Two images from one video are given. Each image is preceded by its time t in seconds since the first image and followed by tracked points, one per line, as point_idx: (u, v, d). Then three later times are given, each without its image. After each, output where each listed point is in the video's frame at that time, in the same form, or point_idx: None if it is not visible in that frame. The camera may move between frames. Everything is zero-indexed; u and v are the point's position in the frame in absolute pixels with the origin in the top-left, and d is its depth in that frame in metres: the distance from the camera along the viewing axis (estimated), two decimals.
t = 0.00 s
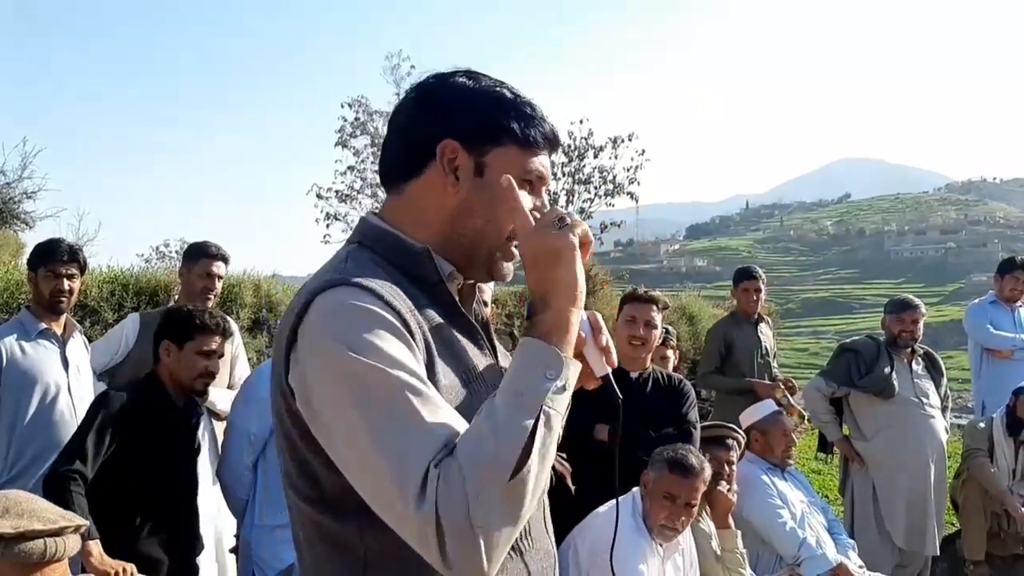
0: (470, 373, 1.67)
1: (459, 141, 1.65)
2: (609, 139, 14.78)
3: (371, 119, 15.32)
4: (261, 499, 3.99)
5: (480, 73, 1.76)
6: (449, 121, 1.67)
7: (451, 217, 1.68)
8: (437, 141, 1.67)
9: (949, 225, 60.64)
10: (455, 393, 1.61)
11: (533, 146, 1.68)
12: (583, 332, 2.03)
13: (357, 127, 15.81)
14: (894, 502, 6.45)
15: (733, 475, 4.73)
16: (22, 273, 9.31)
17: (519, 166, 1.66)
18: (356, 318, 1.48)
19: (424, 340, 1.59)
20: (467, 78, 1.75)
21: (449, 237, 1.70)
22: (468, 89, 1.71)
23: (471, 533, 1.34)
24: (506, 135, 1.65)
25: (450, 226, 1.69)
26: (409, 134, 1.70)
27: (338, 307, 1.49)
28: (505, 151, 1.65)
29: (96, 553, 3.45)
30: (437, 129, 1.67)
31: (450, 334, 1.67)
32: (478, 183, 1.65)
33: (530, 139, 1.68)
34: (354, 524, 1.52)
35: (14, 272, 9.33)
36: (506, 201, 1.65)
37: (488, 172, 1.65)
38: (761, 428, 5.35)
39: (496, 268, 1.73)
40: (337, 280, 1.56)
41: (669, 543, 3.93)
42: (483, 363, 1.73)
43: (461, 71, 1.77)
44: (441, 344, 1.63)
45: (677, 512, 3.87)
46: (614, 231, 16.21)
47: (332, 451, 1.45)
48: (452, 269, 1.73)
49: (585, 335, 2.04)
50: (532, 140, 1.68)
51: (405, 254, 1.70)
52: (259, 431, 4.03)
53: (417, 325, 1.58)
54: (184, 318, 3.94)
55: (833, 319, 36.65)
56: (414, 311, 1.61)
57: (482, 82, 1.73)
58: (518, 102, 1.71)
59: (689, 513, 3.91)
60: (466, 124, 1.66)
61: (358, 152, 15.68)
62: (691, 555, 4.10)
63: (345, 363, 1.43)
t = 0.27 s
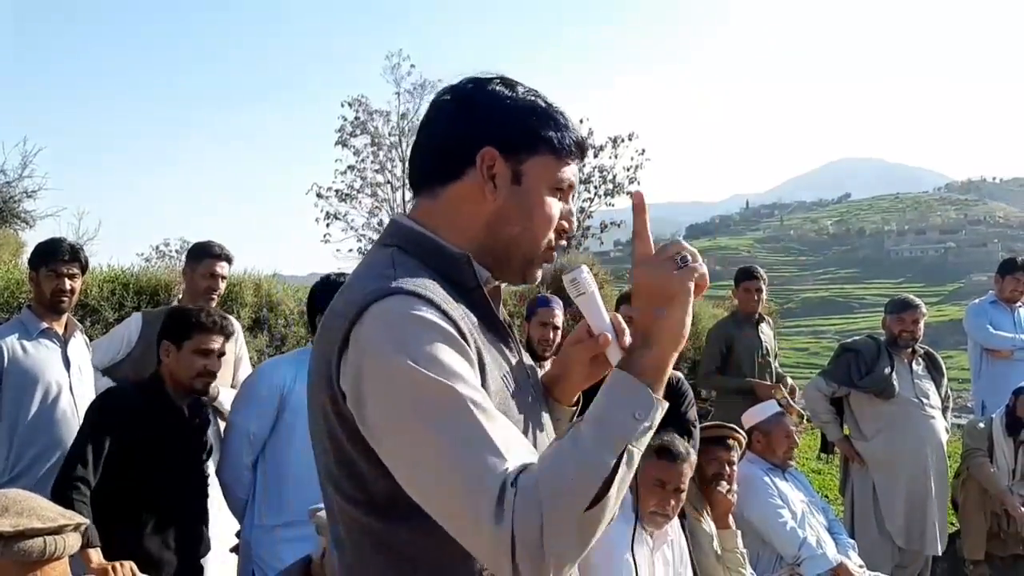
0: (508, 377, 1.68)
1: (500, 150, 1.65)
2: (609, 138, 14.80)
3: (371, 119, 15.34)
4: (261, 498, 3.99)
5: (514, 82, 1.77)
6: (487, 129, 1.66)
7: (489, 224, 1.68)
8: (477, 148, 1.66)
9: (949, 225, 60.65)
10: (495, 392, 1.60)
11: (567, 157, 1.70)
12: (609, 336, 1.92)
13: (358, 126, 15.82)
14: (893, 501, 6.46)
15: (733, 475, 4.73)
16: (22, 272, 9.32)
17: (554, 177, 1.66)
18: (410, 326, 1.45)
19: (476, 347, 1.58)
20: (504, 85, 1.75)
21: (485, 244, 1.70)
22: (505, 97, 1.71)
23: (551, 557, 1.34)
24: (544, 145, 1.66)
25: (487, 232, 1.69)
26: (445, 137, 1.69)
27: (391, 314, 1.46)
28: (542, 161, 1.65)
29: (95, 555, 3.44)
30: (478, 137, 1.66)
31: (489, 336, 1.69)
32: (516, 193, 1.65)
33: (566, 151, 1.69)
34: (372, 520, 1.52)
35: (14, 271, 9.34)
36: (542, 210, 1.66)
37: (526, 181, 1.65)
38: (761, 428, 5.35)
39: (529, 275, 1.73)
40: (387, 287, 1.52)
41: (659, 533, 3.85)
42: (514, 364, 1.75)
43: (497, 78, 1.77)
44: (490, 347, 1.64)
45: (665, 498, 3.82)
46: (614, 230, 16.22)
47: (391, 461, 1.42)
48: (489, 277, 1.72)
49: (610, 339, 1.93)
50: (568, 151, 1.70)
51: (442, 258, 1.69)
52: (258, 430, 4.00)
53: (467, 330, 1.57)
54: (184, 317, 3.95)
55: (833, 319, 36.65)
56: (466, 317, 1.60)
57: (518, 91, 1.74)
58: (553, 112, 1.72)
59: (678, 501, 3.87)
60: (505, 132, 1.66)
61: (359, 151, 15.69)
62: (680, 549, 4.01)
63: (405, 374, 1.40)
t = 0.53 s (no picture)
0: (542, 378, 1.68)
1: (555, 176, 1.70)
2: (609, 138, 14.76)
3: (371, 118, 15.34)
4: (262, 496, 3.99)
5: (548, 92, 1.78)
6: (543, 151, 1.69)
7: (534, 246, 1.73)
8: (535, 174, 1.69)
9: (948, 225, 60.62)
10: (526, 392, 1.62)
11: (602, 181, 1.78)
12: (620, 338, 2.10)
13: (357, 125, 15.80)
14: (892, 501, 6.47)
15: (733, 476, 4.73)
16: (21, 271, 9.30)
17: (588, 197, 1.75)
18: (464, 336, 1.49)
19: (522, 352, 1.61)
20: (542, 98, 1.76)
21: (523, 259, 1.75)
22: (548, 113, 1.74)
23: None
24: (587, 169, 1.73)
25: (531, 253, 1.74)
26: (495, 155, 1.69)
27: (447, 324, 1.51)
28: (584, 186, 1.73)
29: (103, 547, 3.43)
30: (535, 159, 1.68)
31: (525, 339, 1.71)
32: (562, 217, 1.72)
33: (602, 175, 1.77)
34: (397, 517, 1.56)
35: (14, 269, 9.33)
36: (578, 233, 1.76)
37: (571, 209, 1.73)
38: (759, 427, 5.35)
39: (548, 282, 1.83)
40: (439, 294, 1.56)
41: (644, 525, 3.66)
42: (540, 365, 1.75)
43: (533, 88, 1.77)
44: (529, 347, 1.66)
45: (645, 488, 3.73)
46: (614, 230, 16.21)
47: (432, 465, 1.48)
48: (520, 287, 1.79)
49: (619, 339, 2.11)
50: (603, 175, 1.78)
51: (483, 267, 1.71)
52: (257, 429, 3.99)
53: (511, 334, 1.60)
54: (159, 314, 3.87)
55: (832, 319, 36.63)
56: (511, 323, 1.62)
57: (555, 104, 1.76)
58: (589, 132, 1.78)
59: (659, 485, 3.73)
60: (561, 158, 1.69)
61: (358, 150, 15.68)
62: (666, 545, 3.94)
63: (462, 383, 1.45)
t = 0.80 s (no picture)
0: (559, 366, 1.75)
1: (534, 154, 1.71)
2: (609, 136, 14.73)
3: (370, 115, 15.31)
4: (262, 493, 3.99)
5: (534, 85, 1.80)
6: (516, 132, 1.72)
7: (526, 224, 1.75)
8: (512, 153, 1.72)
9: (948, 224, 60.60)
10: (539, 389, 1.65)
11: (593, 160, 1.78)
12: (624, 332, 2.11)
13: (356, 123, 15.79)
14: (891, 500, 6.47)
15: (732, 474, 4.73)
16: (20, 268, 9.29)
17: (582, 173, 1.75)
18: (501, 327, 1.54)
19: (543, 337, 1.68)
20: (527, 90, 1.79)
21: (523, 243, 1.76)
22: (531, 99, 1.76)
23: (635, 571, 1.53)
24: (571, 146, 1.73)
25: (526, 232, 1.75)
26: (474, 146, 1.74)
27: (485, 317, 1.55)
28: (570, 162, 1.73)
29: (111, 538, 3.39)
30: (511, 141, 1.72)
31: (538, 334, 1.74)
32: (550, 193, 1.73)
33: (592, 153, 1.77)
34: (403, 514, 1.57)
35: (13, 266, 9.32)
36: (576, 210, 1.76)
37: (559, 183, 1.73)
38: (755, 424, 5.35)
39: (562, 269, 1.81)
40: (473, 290, 1.61)
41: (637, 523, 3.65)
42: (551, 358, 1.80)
43: (519, 82, 1.81)
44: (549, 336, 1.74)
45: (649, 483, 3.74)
46: (613, 228, 16.20)
47: (473, 455, 1.52)
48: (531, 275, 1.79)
49: (623, 333, 2.12)
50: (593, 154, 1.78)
51: (487, 256, 1.72)
52: (257, 424, 3.97)
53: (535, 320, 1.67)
54: (137, 311, 3.87)
55: (831, 317, 36.61)
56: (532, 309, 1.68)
57: (543, 94, 1.78)
58: (576, 115, 1.78)
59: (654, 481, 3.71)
60: (539, 135, 1.71)
61: (358, 148, 15.66)
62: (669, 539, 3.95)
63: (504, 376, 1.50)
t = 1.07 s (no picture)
0: (526, 362, 1.71)
1: (523, 150, 1.70)
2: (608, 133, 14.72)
3: (370, 112, 15.30)
4: (259, 490, 3.99)
5: (546, 92, 1.80)
6: (508, 130, 1.72)
7: (514, 219, 1.73)
8: (499, 149, 1.72)
9: (947, 221, 60.61)
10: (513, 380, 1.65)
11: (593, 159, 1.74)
12: (634, 327, 1.97)
13: (356, 119, 15.77)
14: (890, 497, 6.47)
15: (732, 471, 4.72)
16: (18, 264, 9.27)
17: (578, 170, 1.70)
18: (426, 310, 1.49)
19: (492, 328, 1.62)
20: (533, 95, 1.79)
21: (511, 238, 1.75)
22: (534, 102, 1.76)
23: (533, 541, 1.34)
24: (565, 142, 1.70)
25: (514, 227, 1.74)
26: (473, 144, 1.75)
27: (413, 302, 1.51)
28: (563, 158, 1.69)
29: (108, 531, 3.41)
30: (503, 138, 1.72)
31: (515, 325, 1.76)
32: (538, 187, 1.70)
33: (593, 154, 1.73)
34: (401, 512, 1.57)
35: (12, 262, 9.30)
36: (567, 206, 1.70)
37: (548, 176, 1.69)
38: (754, 421, 5.35)
39: (557, 269, 1.78)
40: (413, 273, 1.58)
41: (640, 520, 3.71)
42: (539, 358, 1.77)
43: (528, 88, 1.81)
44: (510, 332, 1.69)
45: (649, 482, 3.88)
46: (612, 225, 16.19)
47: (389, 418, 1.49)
48: (516, 270, 1.78)
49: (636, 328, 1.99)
50: (595, 155, 1.74)
51: (470, 252, 1.73)
52: (254, 422, 3.97)
53: (483, 313, 1.61)
54: (156, 305, 3.92)
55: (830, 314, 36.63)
56: (479, 299, 1.63)
57: (551, 99, 1.77)
58: (579, 116, 1.76)
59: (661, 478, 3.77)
60: (530, 132, 1.70)
61: (357, 144, 15.64)
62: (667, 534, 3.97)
63: (418, 350, 1.45)
